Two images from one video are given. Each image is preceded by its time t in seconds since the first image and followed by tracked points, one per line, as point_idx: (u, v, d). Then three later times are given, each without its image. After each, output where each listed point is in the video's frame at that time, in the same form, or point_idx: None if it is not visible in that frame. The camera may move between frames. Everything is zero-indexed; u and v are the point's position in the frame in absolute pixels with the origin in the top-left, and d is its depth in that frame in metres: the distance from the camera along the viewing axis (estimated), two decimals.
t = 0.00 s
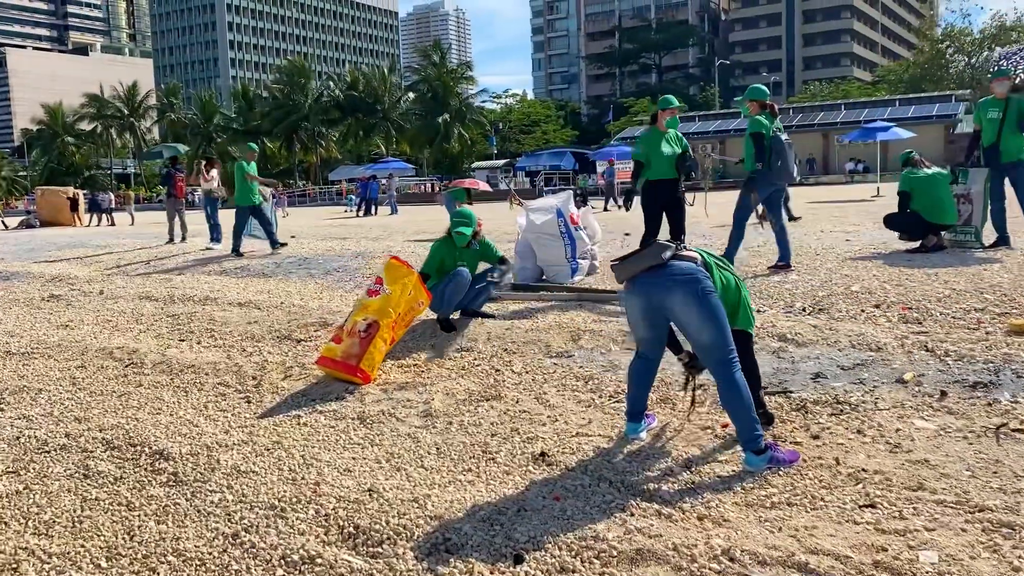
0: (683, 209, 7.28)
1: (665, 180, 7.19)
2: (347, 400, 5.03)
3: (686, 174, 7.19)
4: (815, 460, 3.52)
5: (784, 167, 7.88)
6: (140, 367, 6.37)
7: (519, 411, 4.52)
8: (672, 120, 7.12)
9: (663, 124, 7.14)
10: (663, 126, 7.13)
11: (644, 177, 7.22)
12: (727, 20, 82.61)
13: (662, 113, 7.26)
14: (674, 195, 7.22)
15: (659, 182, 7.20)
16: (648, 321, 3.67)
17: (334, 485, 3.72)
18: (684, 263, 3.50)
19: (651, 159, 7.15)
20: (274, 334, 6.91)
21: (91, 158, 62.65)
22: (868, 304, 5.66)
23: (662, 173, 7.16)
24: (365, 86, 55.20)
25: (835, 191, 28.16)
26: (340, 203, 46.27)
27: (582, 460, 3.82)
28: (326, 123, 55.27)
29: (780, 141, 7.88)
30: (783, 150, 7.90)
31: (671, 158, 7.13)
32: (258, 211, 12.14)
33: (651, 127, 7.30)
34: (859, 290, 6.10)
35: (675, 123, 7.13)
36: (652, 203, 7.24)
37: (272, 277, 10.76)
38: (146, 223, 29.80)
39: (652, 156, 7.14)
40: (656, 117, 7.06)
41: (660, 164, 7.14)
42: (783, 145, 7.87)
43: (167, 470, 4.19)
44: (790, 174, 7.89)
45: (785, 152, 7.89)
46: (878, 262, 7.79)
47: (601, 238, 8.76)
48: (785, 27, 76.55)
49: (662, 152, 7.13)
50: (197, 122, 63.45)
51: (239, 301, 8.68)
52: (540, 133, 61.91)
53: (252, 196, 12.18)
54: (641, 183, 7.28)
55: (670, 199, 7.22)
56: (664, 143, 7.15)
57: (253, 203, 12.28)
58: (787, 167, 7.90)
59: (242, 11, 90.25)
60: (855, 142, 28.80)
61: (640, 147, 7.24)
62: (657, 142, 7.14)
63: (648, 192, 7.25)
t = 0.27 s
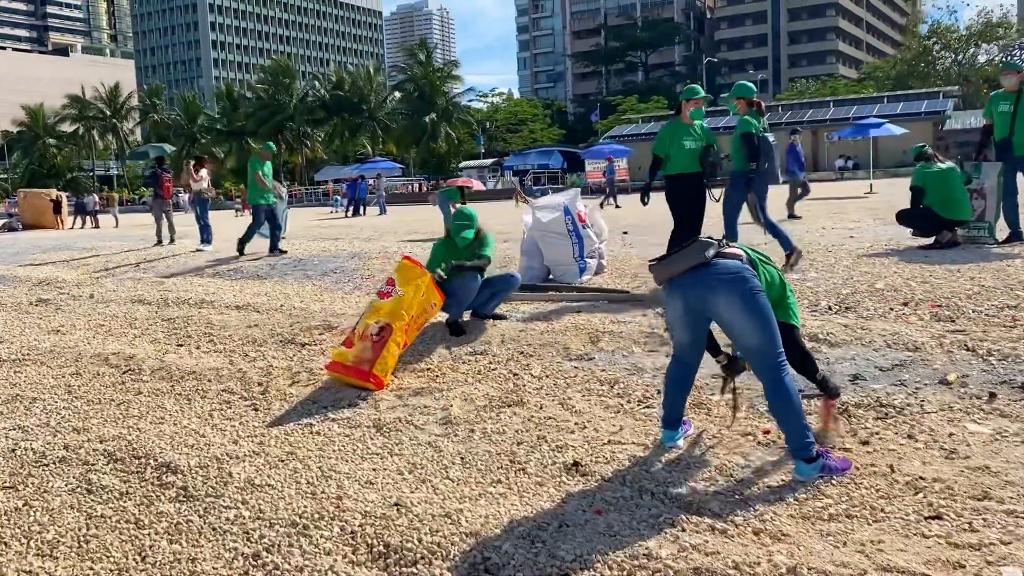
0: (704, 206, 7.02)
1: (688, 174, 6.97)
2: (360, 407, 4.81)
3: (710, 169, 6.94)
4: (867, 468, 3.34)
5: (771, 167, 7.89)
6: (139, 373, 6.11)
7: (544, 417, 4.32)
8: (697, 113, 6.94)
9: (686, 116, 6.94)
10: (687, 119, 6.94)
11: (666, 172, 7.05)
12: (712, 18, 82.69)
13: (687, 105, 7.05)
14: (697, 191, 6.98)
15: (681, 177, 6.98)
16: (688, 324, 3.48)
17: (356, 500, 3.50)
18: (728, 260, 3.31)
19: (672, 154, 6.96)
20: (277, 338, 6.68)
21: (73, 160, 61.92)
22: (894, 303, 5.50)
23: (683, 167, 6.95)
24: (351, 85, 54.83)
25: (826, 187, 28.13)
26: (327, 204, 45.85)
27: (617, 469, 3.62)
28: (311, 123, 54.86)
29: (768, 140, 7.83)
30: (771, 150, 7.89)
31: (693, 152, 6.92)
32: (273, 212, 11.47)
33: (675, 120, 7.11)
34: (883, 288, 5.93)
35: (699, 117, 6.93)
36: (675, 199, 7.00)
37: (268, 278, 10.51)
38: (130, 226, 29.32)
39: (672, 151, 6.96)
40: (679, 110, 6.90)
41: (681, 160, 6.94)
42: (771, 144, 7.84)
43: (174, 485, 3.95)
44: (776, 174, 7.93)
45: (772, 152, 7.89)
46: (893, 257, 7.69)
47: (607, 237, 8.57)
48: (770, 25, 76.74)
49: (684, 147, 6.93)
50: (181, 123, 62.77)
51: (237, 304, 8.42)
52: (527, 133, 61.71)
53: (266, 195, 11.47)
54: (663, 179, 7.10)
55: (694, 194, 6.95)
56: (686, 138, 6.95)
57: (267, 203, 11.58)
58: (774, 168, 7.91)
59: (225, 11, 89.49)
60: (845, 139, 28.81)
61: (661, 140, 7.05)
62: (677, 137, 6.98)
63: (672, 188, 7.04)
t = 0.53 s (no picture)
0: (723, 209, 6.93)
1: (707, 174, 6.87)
2: (373, 418, 4.65)
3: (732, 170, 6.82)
4: (918, 482, 3.21)
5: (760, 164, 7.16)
6: (140, 384, 5.91)
7: (568, 429, 4.16)
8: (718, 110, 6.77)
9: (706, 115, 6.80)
10: (709, 117, 6.78)
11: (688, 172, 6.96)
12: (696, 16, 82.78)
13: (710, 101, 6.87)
14: (717, 192, 6.86)
15: (703, 177, 6.89)
16: (729, 334, 3.33)
17: (382, 520, 3.34)
18: (771, 268, 3.17)
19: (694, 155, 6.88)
20: (280, 346, 6.48)
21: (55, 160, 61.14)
22: (917, 305, 5.40)
23: (705, 167, 6.85)
24: (336, 84, 54.29)
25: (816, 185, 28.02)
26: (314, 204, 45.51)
27: (656, 487, 3.47)
28: (296, 122, 54.40)
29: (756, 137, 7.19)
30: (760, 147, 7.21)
31: (713, 154, 6.79)
32: (284, 212, 11.24)
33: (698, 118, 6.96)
34: (904, 290, 5.82)
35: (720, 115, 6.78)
36: (697, 198, 6.89)
37: (263, 282, 10.29)
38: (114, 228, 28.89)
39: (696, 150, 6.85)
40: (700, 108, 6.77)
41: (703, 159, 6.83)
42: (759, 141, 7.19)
43: (185, 506, 3.78)
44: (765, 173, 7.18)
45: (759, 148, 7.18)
46: (905, 257, 7.60)
47: (611, 238, 8.40)
48: (754, 23, 76.80)
49: (706, 147, 6.82)
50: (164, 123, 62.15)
51: (236, 310, 8.22)
52: (513, 131, 61.54)
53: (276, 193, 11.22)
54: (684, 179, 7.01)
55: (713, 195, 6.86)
56: (708, 137, 6.82)
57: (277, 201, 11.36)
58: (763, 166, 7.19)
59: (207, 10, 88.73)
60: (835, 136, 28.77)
61: (683, 140, 6.94)
62: (699, 136, 6.85)
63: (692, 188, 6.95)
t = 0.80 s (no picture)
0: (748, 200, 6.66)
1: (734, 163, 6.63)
2: (392, 414, 4.52)
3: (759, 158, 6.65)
4: (969, 475, 3.13)
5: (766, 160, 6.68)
6: (144, 382, 5.74)
7: (597, 424, 4.05)
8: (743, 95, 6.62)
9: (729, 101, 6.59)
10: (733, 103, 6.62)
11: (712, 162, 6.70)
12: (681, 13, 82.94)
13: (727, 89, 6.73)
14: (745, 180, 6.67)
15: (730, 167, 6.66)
16: (774, 325, 3.24)
17: (416, 520, 3.23)
18: (818, 255, 3.09)
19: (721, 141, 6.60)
20: (286, 342, 6.33)
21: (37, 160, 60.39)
22: (939, 296, 5.32)
23: (734, 157, 6.62)
24: (321, 83, 53.78)
25: (806, 180, 27.95)
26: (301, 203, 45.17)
27: (696, 481, 3.37)
28: (282, 121, 53.93)
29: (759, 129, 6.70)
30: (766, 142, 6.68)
31: (742, 141, 6.59)
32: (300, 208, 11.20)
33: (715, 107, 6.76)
34: (923, 280, 5.74)
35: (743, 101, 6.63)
36: (724, 188, 6.68)
37: (260, 279, 10.10)
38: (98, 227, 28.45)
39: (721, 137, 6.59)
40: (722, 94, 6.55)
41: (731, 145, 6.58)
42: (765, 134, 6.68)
43: (206, 506, 3.65)
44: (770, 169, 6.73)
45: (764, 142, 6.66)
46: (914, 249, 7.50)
47: (617, 230, 8.29)
48: (739, 20, 76.85)
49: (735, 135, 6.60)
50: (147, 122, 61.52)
51: (237, 306, 8.05)
52: (500, 129, 61.37)
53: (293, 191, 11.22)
54: (708, 169, 6.75)
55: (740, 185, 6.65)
56: (733, 123, 6.62)
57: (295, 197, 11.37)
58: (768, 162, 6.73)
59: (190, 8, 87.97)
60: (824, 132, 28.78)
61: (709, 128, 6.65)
62: (725, 123, 6.61)
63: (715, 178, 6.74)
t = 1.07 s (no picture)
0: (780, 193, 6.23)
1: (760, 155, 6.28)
2: (402, 418, 4.39)
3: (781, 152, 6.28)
4: (1008, 478, 3.05)
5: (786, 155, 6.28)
6: (141, 384, 5.57)
7: (615, 426, 3.94)
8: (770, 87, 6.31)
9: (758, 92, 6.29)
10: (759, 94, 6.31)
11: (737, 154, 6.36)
12: (663, 8, 82.82)
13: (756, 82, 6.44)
14: (772, 178, 6.29)
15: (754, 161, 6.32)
16: (806, 323, 3.13)
17: (437, 528, 3.11)
18: (857, 253, 3.00)
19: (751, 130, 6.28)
20: (284, 343, 6.18)
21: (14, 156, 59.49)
22: (953, 291, 5.25)
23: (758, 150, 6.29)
24: (302, 77, 53.04)
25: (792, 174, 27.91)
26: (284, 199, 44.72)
27: (725, 485, 3.26)
28: (263, 116, 53.37)
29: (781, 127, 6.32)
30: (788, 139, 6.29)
31: (770, 133, 6.27)
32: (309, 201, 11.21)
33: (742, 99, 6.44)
34: (934, 275, 5.68)
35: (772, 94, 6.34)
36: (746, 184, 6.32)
37: (251, 277, 9.90)
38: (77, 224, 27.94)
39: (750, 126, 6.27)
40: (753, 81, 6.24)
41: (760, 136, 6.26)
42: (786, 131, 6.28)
43: (213, 516, 3.50)
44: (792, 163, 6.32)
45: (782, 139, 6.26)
46: (922, 245, 7.41)
47: (618, 227, 8.19)
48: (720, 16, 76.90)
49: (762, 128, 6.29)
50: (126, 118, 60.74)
51: (229, 306, 7.88)
52: (483, 125, 61.15)
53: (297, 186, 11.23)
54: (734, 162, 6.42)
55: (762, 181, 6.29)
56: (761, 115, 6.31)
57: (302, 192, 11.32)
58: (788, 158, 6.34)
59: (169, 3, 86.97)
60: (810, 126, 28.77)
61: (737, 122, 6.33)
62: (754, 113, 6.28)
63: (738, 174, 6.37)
